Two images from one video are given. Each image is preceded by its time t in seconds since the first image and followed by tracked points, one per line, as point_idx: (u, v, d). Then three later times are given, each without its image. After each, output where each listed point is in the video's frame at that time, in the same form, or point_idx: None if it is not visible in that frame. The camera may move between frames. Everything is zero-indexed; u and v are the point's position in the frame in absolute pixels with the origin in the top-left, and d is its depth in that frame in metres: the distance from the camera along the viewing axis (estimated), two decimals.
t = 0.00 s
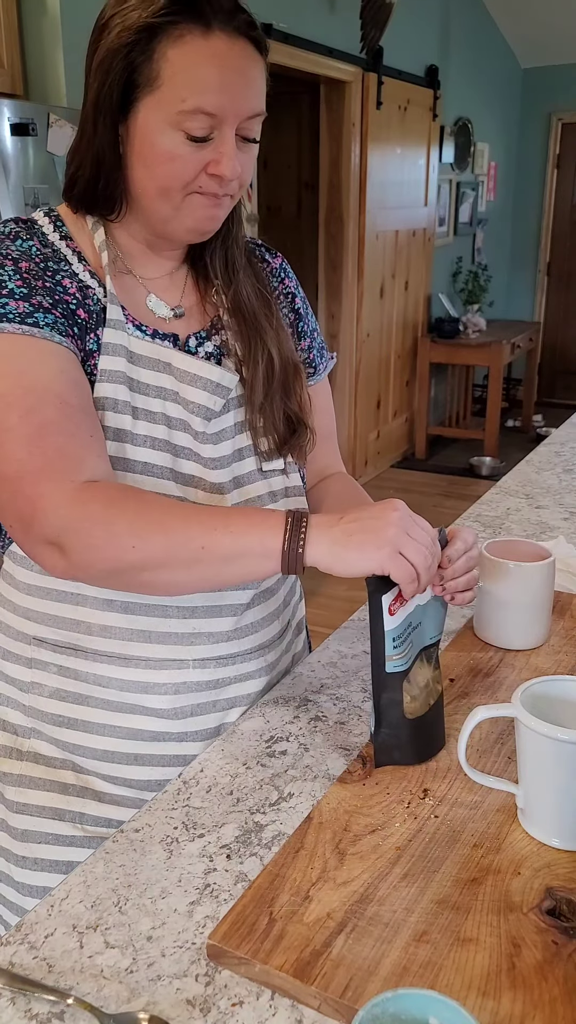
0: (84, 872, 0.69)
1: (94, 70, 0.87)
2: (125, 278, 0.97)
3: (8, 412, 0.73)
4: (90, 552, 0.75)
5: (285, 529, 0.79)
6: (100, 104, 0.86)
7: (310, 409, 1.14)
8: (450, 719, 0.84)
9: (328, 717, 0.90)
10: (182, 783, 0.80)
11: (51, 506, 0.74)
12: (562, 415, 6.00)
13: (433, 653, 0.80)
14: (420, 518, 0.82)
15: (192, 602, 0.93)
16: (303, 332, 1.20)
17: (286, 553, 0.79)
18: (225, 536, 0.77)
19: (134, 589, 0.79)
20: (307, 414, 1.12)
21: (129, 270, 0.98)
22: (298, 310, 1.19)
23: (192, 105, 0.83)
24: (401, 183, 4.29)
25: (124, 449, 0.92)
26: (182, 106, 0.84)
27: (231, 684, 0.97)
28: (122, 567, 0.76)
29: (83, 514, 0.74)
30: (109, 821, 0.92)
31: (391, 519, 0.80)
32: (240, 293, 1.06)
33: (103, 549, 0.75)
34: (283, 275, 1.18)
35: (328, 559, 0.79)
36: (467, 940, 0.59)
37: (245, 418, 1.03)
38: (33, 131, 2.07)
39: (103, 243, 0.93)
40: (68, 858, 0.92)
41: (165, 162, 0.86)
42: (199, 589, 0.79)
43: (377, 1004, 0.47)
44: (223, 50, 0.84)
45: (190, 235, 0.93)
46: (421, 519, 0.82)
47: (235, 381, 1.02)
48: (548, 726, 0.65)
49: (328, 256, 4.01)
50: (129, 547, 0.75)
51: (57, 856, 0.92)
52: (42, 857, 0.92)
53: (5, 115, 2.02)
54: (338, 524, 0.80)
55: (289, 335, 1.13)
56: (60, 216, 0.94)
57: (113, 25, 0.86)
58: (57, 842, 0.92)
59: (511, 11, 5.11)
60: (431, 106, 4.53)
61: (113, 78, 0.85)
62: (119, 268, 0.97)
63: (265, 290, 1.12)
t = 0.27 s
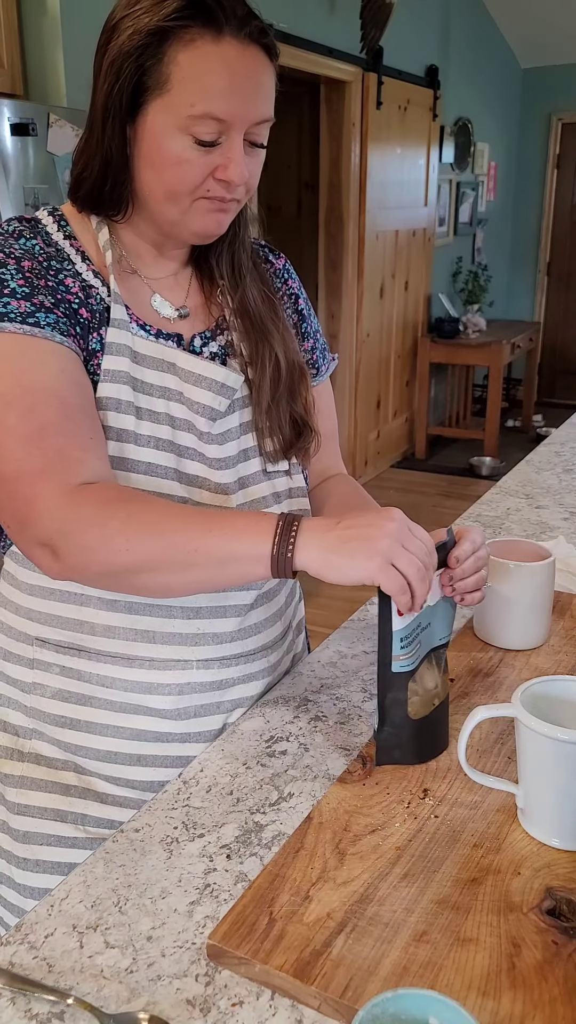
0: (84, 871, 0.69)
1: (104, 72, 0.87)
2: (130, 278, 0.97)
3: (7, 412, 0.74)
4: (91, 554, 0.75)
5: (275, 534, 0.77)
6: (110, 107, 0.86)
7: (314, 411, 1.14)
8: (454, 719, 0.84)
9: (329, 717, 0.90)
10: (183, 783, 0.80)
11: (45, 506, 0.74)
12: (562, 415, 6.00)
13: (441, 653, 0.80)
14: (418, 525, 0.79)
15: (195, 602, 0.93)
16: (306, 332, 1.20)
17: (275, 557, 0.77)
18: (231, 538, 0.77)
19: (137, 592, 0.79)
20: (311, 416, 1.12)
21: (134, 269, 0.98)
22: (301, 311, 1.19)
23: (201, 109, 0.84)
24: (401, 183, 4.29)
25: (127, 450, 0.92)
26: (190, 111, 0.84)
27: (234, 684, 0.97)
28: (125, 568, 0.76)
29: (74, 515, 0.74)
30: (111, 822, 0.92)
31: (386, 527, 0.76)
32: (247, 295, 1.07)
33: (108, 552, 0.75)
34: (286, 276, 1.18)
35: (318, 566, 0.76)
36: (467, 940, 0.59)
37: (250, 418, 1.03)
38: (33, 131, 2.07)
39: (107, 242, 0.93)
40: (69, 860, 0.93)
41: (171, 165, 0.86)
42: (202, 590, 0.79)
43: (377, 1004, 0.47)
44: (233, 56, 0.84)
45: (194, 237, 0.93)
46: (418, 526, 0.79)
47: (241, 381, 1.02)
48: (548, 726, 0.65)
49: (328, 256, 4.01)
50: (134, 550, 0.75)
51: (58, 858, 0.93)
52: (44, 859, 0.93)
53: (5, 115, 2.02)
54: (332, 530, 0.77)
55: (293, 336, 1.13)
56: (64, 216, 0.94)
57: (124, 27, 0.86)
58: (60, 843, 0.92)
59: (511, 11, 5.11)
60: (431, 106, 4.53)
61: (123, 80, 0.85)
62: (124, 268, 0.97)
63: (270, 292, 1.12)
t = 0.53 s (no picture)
0: (84, 871, 0.69)
1: (107, 72, 0.87)
2: (131, 278, 0.97)
3: (2, 411, 0.75)
4: (92, 554, 0.75)
5: (268, 535, 0.77)
6: (113, 106, 0.86)
7: (314, 411, 1.14)
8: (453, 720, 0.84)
9: (328, 717, 0.90)
10: (182, 783, 0.79)
11: (40, 507, 0.74)
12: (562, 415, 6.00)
13: (434, 650, 0.80)
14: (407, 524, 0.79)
15: (192, 602, 0.94)
16: (306, 333, 1.20)
17: (267, 561, 0.76)
18: (233, 539, 0.77)
19: (138, 593, 0.79)
20: (311, 416, 1.12)
21: (134, 269, 0.98)
22: (302, 311, 1.19)
23: (203, 110, 0.84)
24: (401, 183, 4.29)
25: (125, 449, 0.92)
26: (193, 112, 0.84)
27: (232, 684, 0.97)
28: (126, 568, 0.76)
29: (68, 516, 0.74)
30: (108, 819, 0.92)
31: (376, 527, 0.76)
32: (247, 296, 1.07)
33: (109, 552, 0.75)
34: (286, 276, 1.18)
35: (309, 568, 0.76)
36: (467, 940, 0.59)
37: (248, 418, 1.03)
38: (33, 131, 2.07)
39: (107, 242, 0.93)
40: (65, 854, 0.91)
41: (173, 165, 0.86)
42: (202, 591, 0.79)
43: (377, 1004, 0.47)
44: (236, 57, 0.84)
45: (195, 237, 0.93)
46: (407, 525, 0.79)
47: (240, 381, 1.02)
48: (548, 726, 0.65)
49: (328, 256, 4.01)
50: (135, 551, 0.75)
51: (55, 852, 0.91)
52: (40, 853, 0.91)
53: (5, 115, 2.02)
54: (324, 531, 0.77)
55: (293, 337, 1.13)
56: (65, 216, 0.94)
57: (127, 28, 0.86)
58: (55, 838, 0.91)
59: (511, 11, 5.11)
60: (431, 106, 4.53)
61: (126, 80, 0.85)
62: (125, 267, 0.97)
63: (271, 292, 1.12)
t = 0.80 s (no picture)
0: (84, 871, 0.69)
1: (108, 71, 0.87)
2: (132, 278, 0.97)
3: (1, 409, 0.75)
4: (92, 552, 0.75)
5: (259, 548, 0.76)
6: (114, 105, 0.86)
7: (314, 410, 1.14)
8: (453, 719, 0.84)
9: (329, 717, 0.90)
10: (183, 783, 0.80)
11: (36, 504, 0.75)
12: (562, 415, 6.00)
13: (438, 650, 0.80)
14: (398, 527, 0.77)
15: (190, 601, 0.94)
16: (307, 333, 1.20)
17: (256, 571, 0.76)
18: (233, 539, 0.77)
19: (138, 593, 0.79)
20: (310, 416, 1.12)
21: (136, 269, 0.98)
22: (303, 311, 1.19)
23: (203, 110, 0.84)
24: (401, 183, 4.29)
25: (124, 447, 0.92)
26: (193, 112, 0.84)
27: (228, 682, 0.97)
28: (126, 568, 0.76)
29: (65, 515, 0.74)
30: (103, 815, 0.91)
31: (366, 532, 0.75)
32: (247, 295, 1.07)
33: (109, 551, 0.75)
34: (288, 276, 1.18)
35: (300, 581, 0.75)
36: (467, 940, 0.59)
37: (247, 417, 1.03)
38: (33, 131, 2.07)
39: (109, 241, 0.93)
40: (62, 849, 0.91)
41: (174, 165, 0.86)
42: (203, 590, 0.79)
43: (377, 1004, 0.47)
44: (235, 58, 0.84)
45: (195, 237, 0.93)
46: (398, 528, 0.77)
47: (238, 380, 1.02)
48: (548, 726, 0.65)
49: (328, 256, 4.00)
50: (137, 551, 0.75)
51: (51, 846, 0.91)
52: (37, 846, 0.91)
53: (5, 115, 2.02)
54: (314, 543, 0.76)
55: (293, 336, 1.13)
56: (67, 216, 0.95)
57: (128, 27, 0.85)
58: (51, 833, 0.91)
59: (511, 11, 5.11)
60: (431, 106, 4.53)
61: (126, 79, 0.85)
62: (126, 267, 0.97)
63: (271, 291, 1.12)
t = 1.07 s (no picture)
0: (84, 872, 0.69)
1: (114, 71, 0.86)
2: (135, 278, 0.97)
3: (4, 408, 0.75)
4: (94, 553, 0.75)
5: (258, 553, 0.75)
6: (119, 105, 0.86)
7: (316, 409, 1.14)
8: (454, 719, 0.84)
9: (329, 717, 0.90)
10: (183, 783, 0.80)
11: (38, 504, 0.75)
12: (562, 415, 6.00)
13: (441, 650, 0.80)
14: (396, 536, 0.75)
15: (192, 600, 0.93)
16: (310, 333, 1.20)
17: (253, 578, 0.75)
18: (236, 540, 0.77)
19: (141, 594, 0.79)
20: (312, 415, 1.12)
21: (139, 269, 0.98)
22: (305, 311, 1.19)
23: (206, 112, 0.84)
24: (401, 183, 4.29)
25: (126, 445, 0.92)
26: (196, 114, 0.84)
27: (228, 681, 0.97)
28: (128, 569, 0.76)
29: (66, 514, 0.75)
30: (103, 812, 0.91)
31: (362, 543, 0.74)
32: (249, 294, 1.07)
33: (112, 551, 0.75)
34: (291, 277, 1.18)
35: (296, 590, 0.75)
36: (467, 940, 0.59)
37: (249, 417, 1.03)
38: (33, 131, 2.07)
39: (113, 242, 0.93)
40: (61, 845, 0.90)
41: (177, 166, 0.86)
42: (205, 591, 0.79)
43: (377, 1004, 0.47)
44: (239, 61, 0.84)
45: (197, 238, 0.93)
46: (396, 537, 0.75)
47: (240, 380, 1.02)
48: (549, 726, 0.65)
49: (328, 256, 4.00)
50: (140, 551, 0.75)
51: (50, 843, 0.90)
52: (37, 844, 0.90)
53: (5, 115, 2.02)
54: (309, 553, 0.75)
55: (295, 336, 1.13)
56: (71, 216, 0.94)
57: (134, 27, 0.85)
58: (49, 829, 0.90)
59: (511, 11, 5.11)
60: (431, 106, 4.53)
61: (132, 80, 0.85)
62: (129, 267, 0.97)
63: (274, 291, 1.12)
